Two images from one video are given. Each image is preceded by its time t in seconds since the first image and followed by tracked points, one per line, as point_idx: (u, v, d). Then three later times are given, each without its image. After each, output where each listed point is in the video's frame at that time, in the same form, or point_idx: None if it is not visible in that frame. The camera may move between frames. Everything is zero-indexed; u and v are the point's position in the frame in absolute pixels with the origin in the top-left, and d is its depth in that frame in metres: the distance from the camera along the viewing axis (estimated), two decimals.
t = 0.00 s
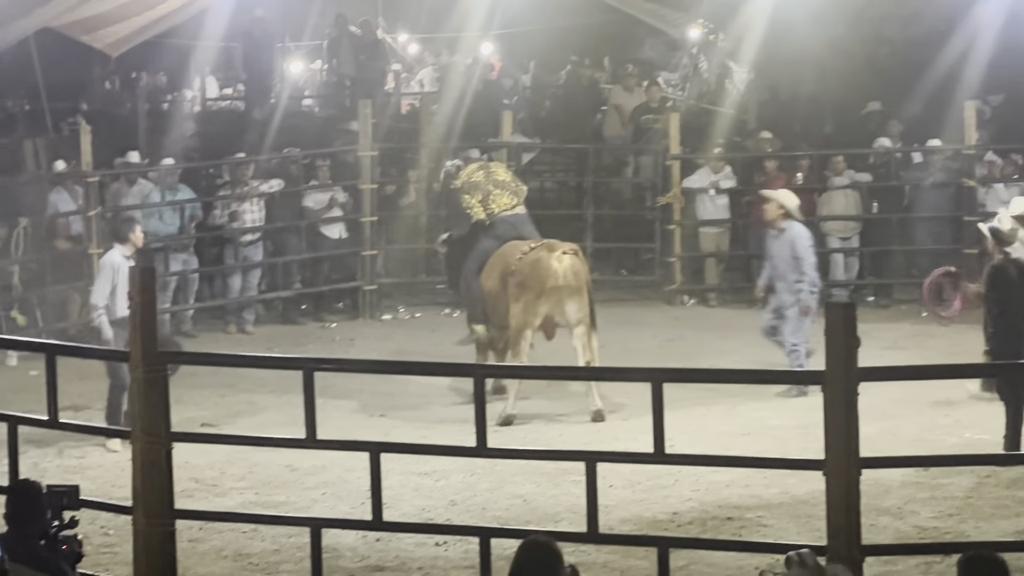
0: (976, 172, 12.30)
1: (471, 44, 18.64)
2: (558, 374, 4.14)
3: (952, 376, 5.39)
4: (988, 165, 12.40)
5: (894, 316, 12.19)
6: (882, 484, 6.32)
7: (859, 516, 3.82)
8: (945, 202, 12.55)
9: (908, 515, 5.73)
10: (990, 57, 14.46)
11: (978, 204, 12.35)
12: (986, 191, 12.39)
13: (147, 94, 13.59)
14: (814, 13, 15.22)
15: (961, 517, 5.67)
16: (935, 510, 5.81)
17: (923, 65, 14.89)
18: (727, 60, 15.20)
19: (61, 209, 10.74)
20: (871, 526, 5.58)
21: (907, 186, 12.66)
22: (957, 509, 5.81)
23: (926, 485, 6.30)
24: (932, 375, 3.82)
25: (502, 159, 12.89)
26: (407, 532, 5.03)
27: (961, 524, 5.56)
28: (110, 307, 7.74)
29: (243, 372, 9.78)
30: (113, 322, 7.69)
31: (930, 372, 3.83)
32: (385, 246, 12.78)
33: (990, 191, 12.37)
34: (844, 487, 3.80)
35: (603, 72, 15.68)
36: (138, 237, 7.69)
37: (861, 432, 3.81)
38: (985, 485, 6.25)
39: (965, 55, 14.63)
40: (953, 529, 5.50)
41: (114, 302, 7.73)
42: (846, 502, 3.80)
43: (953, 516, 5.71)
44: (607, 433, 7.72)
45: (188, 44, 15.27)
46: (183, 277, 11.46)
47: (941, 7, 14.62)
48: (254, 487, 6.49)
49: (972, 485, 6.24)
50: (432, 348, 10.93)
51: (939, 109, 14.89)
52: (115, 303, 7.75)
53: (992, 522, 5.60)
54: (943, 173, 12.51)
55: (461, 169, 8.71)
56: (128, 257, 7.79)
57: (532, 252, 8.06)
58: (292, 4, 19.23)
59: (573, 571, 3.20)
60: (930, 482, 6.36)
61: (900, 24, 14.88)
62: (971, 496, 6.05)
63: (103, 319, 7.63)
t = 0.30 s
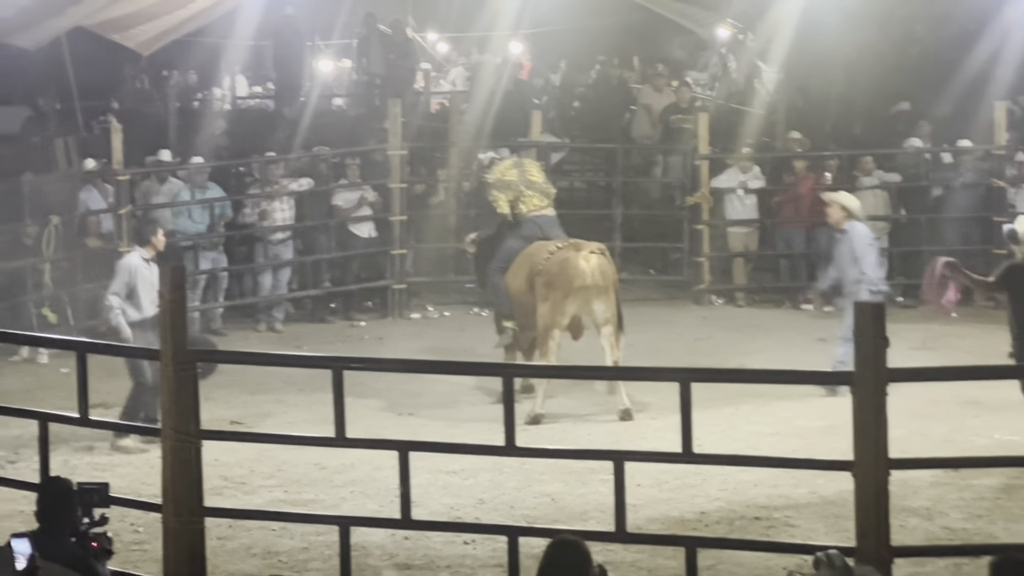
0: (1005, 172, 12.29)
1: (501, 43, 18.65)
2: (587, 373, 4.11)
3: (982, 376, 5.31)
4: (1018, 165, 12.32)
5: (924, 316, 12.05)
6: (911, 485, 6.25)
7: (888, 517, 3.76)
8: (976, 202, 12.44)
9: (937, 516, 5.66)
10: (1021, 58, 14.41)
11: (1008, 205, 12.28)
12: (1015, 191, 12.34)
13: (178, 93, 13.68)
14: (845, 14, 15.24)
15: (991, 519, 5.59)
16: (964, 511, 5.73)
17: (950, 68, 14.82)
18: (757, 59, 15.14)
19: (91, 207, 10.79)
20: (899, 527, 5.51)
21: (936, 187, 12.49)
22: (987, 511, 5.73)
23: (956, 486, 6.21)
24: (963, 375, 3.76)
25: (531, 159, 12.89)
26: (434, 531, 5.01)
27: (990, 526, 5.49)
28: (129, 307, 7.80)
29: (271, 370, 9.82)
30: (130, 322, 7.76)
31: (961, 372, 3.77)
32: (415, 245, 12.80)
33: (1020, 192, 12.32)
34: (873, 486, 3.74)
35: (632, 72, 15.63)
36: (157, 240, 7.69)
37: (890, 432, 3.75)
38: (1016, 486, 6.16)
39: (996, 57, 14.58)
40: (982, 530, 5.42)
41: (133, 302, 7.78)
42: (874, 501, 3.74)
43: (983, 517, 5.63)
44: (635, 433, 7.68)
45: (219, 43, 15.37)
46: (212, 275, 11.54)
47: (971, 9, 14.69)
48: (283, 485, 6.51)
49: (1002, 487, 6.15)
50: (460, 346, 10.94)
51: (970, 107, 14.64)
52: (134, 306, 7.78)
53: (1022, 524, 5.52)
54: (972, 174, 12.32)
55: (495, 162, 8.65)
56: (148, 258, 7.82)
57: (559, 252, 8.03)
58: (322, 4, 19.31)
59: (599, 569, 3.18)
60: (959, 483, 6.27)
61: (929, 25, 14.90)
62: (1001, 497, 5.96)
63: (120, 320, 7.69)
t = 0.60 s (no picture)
0: None
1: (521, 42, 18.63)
2: (607, 373, 4.08)
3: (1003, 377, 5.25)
4: None
5: (945, 317, 11.93)
6: (932, 487, 6.17)
7: (909, 519, 3.71)
8: (998, 203, 12.32)
9: (957, 518, 5.59)
10: None
11: None
12: None
13: (198, 92, 13.72)
14: (864, 14, 14.97)
15: (1012, 521, 5.52)
16: (985, 513, 5.66)
17: (972, 68, 14.54)
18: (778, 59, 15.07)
19: (109, 207, 10.73)
20: (919, 529, 5.45)
21: (957, 187, 12.40)
22: (1008, 513, 5.66)
23: (976, 487, 6.14)
24: (982, 376, 3.71)
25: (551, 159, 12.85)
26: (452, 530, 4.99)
27: (1012, 528, 5.42)
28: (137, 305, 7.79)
29: (289, 369, 9.83)
30: (142, 320, 7.78)
31: (983, 374, 3.71)
32: (433, 245, 12.79)
33: None
34: (892, 488, 3.69)
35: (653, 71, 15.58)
36: (162, 235, 7.73)
37: (911, 433, 3.70)
38: None
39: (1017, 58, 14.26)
40: (1003, 533, 5.35)
41: (141, 300, 7.78)
42: (893, 503, 3.69)
43: (1004, 519, 5.55)
44: (654, 433, 7.64)
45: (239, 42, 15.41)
46: (231, 275, 11.55)
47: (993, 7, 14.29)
48: (301, 484, 6.50)
49: None
50: (478, 346, 10.90)
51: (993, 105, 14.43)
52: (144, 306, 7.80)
53: None
54: (994, 175, 12.21)
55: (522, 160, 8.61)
56: (152, 254, 7.82)
57: (579, 252, 7.99)
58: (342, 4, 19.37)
59: (618, 569, 3.13)
60: (980, 485, 6.19)
61: (950, 25, 14.60)
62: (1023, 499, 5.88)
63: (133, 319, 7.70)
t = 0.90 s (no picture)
0: None
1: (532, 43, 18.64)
2: (618, 374, 4.06)
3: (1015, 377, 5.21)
4: None
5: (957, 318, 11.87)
6: (943, 487, 6.13)
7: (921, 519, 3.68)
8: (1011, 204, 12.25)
9: (968, 519, 5.56)
10: None
11: None
12: None
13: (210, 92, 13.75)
14: (876, 16, 14.96)
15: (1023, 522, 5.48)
16: (996, 514, 5.62)
17: (985, 71, 14.34)
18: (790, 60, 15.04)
19: (121, 205, 10.71)
20: (930, 530, 5.41)
21: (969, 188, 12.34)
22: (1019, 514, 5.62)
23: (987, 488, 6.10)
24: (996, 377, 3.68)
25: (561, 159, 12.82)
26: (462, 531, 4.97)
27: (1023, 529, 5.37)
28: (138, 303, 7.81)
29: (299, 368, 9.83)
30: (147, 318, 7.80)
31: (996, 374, 3.68)
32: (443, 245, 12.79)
33: None
34: (904, 490, 3.66)
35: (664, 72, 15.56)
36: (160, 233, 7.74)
37: (923, 434, 3.67)
38: None
39: None
40: (1015, 534, 5.31)
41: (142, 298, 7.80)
42: (904, 505, 3.66)
43: (1016, 520, 5.51)
44: (665, 433, 7.61)
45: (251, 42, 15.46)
46: (242, 275, 11.55)
47: (1007, 6, 14.21)
48: (312, 484, 6.49)
49: None
50: (488, 346, 10.89)
51: (1004, 107, 14.18)
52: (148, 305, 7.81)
53: None
54: (1006, 176, 12.22)
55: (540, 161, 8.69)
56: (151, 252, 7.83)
57: (591, 252, 7.96)
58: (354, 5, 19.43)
59: (630, 569, 3.10)
60: (991, 485, 6.15)
61: (961, 25, 14.49)
62: None
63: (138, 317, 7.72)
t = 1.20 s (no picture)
0: None
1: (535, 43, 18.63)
2: (619, 373, 4.06)
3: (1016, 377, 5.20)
4: None
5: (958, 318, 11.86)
6: (944, 487, 6.13)
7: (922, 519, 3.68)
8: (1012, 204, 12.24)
9: (969, 519, 5.55)
10: None
11: None
12: None
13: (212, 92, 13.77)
14: (878, 16, 14.90)
15: None
16: (998, 514, 5.62)
17: (986, 72, 14.33)
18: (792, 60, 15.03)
19: (123, 204, 10.70)
20: (931, 530, 5.41)
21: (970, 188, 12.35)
22: (1021, 514, 5.61)
23: (988, 488, 6.10)
24: (997, 378, 3.68)
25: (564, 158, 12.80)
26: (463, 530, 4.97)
27: None
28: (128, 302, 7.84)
29: (301, 368, 9.84)
30: (133, 318, 7.81)
31: (996, 374, 3.68)
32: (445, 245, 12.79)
33: None
34: (905, 489, 3.66)
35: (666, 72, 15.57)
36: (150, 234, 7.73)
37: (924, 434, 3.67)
38: None
39: None
40: (1016, 534, 5.31)
41: (132, 297, 7.83)
42: (905, 505, 3.66)
43: (1017, 520, 5.51)
44: (667, 433, 7.61)
45: (253, 41, 15.49)
46: (243, 274, 11.54)
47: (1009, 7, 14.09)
48: (314, 484, 6.50)
49: None
50: (490, 346, 10.89)
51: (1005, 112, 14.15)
52: (136, 304, 7.83)
53: None
54: (1007, 176, 12.20)
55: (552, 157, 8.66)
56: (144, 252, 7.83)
57: (593, 252, 7.94)
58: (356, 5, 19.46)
59: (631, 569, 3.10)
60: (992, 485, 6.15)
61: (964, 26, 14.43)
62: None
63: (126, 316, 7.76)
